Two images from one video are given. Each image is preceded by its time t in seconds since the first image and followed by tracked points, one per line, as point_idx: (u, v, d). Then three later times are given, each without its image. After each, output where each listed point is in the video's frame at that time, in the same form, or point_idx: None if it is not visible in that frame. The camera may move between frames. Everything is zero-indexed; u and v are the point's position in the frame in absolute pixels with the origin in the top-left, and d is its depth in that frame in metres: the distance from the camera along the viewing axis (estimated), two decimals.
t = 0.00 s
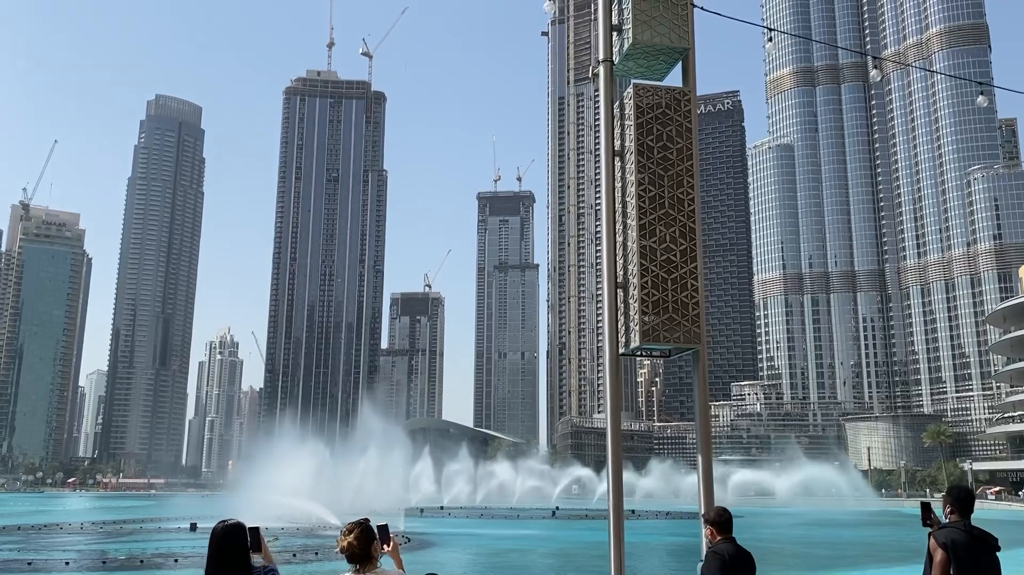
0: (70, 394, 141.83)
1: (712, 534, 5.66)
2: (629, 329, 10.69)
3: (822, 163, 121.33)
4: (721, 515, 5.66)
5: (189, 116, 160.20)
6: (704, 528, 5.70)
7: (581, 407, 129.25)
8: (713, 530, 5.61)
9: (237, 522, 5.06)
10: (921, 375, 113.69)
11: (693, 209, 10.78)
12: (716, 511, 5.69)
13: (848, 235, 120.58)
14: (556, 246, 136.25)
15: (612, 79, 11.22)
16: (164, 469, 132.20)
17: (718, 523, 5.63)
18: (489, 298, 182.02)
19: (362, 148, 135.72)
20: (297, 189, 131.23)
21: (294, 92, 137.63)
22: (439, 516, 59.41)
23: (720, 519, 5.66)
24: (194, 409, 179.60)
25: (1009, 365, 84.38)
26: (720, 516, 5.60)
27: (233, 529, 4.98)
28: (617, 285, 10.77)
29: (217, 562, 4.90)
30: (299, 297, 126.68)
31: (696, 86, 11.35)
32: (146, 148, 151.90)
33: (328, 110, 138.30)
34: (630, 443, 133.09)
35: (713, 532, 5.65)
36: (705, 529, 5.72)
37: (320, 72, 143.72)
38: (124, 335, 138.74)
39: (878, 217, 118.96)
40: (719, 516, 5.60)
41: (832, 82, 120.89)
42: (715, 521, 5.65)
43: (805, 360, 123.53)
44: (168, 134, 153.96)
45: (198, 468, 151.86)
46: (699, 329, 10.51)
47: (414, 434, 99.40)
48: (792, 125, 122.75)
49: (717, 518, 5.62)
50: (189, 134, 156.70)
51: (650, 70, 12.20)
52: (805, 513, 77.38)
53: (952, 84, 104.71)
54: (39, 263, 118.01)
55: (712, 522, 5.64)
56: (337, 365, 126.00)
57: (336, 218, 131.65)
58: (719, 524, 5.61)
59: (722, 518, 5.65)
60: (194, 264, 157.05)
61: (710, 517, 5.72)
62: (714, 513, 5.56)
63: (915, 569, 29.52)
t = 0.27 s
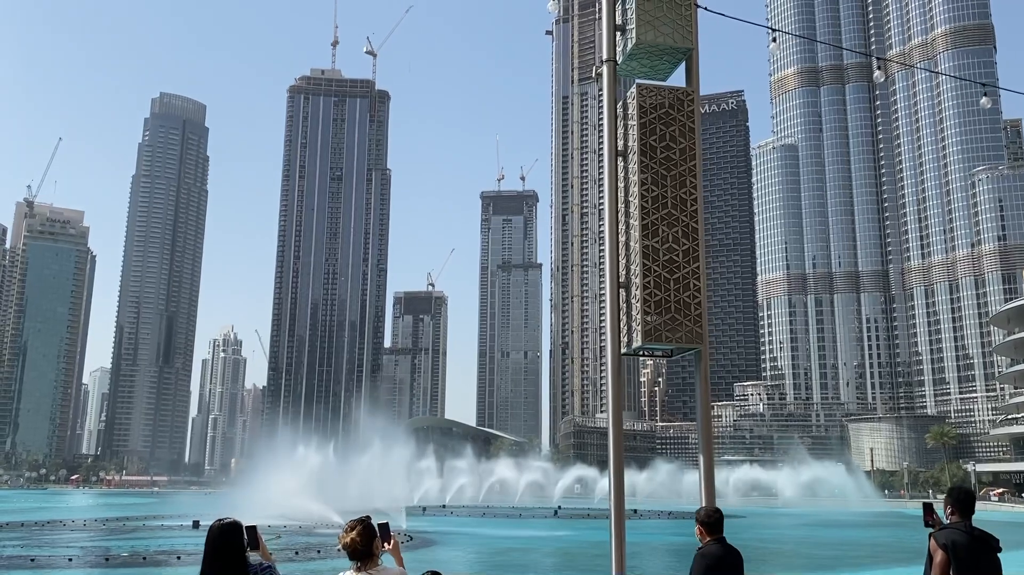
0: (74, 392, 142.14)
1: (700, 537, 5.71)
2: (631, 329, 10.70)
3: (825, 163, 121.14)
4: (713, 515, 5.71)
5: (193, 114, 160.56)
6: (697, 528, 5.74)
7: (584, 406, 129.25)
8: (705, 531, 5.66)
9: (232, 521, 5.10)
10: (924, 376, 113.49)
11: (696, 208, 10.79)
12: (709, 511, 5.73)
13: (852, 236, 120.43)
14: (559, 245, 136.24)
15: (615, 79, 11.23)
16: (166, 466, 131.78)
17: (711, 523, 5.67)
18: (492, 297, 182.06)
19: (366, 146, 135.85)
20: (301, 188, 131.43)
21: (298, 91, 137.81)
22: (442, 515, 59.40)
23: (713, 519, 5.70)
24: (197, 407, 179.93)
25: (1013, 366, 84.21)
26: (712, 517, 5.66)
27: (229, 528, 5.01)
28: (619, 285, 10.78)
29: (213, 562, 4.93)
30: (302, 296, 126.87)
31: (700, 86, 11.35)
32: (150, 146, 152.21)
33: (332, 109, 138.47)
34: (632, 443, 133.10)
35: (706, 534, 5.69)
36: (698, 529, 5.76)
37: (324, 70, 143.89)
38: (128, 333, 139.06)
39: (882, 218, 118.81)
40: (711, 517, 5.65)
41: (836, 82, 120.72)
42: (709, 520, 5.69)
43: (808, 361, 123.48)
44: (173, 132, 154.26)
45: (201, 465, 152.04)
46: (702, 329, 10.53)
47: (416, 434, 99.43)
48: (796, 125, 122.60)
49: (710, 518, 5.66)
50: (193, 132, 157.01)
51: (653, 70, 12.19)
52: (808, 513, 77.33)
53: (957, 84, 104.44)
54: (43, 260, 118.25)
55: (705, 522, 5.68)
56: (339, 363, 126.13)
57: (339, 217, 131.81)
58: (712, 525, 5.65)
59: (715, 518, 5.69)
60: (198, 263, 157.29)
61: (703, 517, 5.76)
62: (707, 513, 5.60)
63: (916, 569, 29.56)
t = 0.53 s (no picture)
0: (80, 388, 142.67)
1: (694, 536, 5.78)
2: (634, 329, 10.75)
3: (832, 163, 120.75)
4: (705, 515, 5.76)
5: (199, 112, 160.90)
6: (690, 528, 5.78)
7: (588, 406, 129.26)
8: (697, 530, 5.71)
9: (234, 519, 5.16)
10: (930, 377, 113.18)
11: (700, 209, 10.82)
12: (701, 511, 5.78)
13: (857, 236, 120.15)
14: (564, 245, 136.24)
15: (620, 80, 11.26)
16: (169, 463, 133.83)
17: (704, 524, 5.70)
18: (497, 295, 182.18)
19: (371, 145, 136.02)
20: (307, 186, 131.69)
21: (304, 89, 138.04)
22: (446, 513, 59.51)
23: (705, 519, 5.74)
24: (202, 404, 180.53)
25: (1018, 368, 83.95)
26: (705, 517, 5.70)
27: (230, 526, 5.07)
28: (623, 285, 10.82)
29: (215, 560, 4.99)
30: (308, 293, 127.12)
31: (704, 87, 11.36)
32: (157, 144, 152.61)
33: (337, 107, 138.70)
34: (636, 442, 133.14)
35: (698, 533, 5.74)
36: (690, 528, 5.81)
37: (330, 69, 144.12)
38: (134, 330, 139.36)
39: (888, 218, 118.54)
40: (702, 517, 5.70)
41: (842, 82, 120.36)
42: (701, 521, 5.74)
43: (813, 361, 123.28)
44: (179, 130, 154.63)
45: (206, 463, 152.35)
46: (705, 329, 10.56)
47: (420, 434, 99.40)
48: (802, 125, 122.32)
49: (702, 517, 5.71)
50: (199, 130, 157.40)
51: (658, 70, 12.21)
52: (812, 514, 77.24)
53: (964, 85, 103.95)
54: (50, 257, 118.77)
55: (697, 522, 5.73)
56: (344, 361, 126.37)
57: (344, 215, 132.03)
58: (704, 525, 5.70)
59: (708, 519, 5.73)
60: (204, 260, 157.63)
61: (696, 517, 5.80)
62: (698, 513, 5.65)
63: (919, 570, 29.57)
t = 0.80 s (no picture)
0: (87, 386, 143.25)
1: (690, 536, 5.81)
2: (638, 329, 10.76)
3: (839, 163, 120.34)
4: (702, 515, 5.80)
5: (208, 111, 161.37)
6: (687, 529, 5.81)
7: (594, 405, 129.18)
8: (694, 530, 5.75)
9: (238, 517, 5.20)
10: (937, 378, 112.75)
11: (704, 210, 10.83)
12: (698, 510, 5.82)
13: (865, 237, 119.71)
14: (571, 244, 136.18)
15: (625, 81, 11.29)
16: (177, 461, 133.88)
17: (701, 525, 5.75)
18: (504, 294, 182.28)
19: (378, 144, 136.20)
20: (314, 185, 131.98)
21: (312, 88, 138.38)
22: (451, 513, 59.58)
23: (702, 520, 5.78)
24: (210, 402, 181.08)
25: None
26: (702, 517, 5.74)
27: (235, 523, 5.12)
28: (627, 286, 10.84)
29: (219, 557, 5.04)
30: (314, 292, 127.45)
31: (709, 89, 11.37)
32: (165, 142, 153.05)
33: (345, 106, 138.98)
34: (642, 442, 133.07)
35: (695, 533, 5.77)
36: (686, 527, 5.85)
37: (338, 68, 144.41)
38: (141, 328, 139.86)
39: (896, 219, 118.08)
40: (700, 518, 5.73)
41: (851, 81, 119.96)
42: (697, 522, 5.77)
43: (820, 362, 123.02)
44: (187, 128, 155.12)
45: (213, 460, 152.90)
46: (708, 330, 10.56)
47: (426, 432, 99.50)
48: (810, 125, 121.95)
49: (700, 518, 5.75)
50: (207, 129, 157.89)
51: (663, 71, 12.23)
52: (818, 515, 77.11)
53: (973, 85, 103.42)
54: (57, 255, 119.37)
55: (694, 523, 5.76)
56: (351, 359, 126.60)
57: (351, 214, 132.29)
58: (701, 526, 5.74)
59: (705, 519, 5.77)
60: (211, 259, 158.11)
61: (693, 517, 5.84)
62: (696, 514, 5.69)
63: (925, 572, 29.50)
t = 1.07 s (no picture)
0: (98, 385, 144.10)
1: (696, 535, 5.85)
2: (646, 329, 10.78)
3: (849, 164, 119.88)
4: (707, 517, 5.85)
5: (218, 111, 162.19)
6: (691, 529, 5.87)
7: (602, 406, 129.11)
8: (699, 530, 5.79)
9: (250, 515, 5.27)
10: (948, 380, 112.13)
11: (713, 211, 10.84)
12: (703, 511, 5.88)
13: (875, 237, 119.22)
14: (579, 245, 136.20)
15: (634, 82, 11.31)
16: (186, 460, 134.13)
17: (706, 526, 5.80)
18: (513, 294, 182.31)
19: (387, 144, 136.57)
20: (323, 185, 132.45)
21: (321, 88, 138.87)
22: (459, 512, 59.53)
23: (707, 521, 5.83)
24: (219, 401, 181.85)
25: None
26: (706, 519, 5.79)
27: (245, 522, 5.19)
28: (636, 286, 10.86)
29: (232, 553, 5.10)
30: (323, 291, 127.81)
31: (718, 90, 11.38)
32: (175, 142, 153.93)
33: (354, 107, 139.43)
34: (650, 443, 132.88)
35: (699, 533, 5.82)
36: (690, 529, 5.90)
37: (347, 68, 144.91)
38: (151, 327, 140.65)
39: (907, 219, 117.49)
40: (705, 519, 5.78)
41: (860, 82, 119.55)
42: (702, 523, 5.82)
43: (829, 363, 122.67)
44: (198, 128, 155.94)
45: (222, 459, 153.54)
46: (717, 331, 10.58)
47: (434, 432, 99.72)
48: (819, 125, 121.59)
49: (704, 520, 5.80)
50: (217, 129, 158.68)
51: (673, 72, 12.25)
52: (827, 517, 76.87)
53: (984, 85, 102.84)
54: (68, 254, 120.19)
55: (698, 524, 5.82)
56: (360, 359, 126.94)
57: (360, 214, 132.66)
58: (706, 528, 5.78)
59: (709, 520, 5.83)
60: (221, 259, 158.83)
61: (696, 517, 5.91)
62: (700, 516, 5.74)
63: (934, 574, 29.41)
